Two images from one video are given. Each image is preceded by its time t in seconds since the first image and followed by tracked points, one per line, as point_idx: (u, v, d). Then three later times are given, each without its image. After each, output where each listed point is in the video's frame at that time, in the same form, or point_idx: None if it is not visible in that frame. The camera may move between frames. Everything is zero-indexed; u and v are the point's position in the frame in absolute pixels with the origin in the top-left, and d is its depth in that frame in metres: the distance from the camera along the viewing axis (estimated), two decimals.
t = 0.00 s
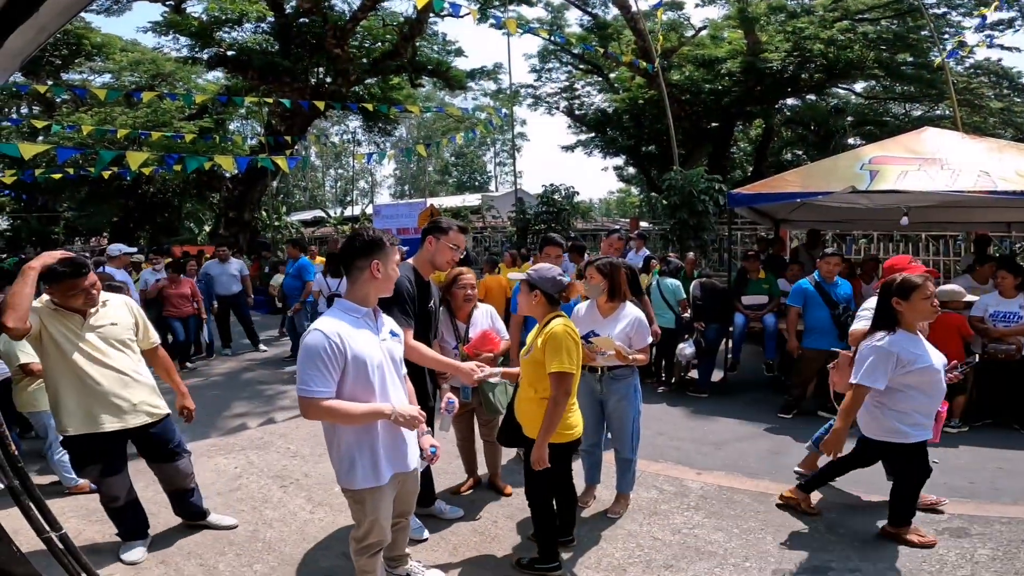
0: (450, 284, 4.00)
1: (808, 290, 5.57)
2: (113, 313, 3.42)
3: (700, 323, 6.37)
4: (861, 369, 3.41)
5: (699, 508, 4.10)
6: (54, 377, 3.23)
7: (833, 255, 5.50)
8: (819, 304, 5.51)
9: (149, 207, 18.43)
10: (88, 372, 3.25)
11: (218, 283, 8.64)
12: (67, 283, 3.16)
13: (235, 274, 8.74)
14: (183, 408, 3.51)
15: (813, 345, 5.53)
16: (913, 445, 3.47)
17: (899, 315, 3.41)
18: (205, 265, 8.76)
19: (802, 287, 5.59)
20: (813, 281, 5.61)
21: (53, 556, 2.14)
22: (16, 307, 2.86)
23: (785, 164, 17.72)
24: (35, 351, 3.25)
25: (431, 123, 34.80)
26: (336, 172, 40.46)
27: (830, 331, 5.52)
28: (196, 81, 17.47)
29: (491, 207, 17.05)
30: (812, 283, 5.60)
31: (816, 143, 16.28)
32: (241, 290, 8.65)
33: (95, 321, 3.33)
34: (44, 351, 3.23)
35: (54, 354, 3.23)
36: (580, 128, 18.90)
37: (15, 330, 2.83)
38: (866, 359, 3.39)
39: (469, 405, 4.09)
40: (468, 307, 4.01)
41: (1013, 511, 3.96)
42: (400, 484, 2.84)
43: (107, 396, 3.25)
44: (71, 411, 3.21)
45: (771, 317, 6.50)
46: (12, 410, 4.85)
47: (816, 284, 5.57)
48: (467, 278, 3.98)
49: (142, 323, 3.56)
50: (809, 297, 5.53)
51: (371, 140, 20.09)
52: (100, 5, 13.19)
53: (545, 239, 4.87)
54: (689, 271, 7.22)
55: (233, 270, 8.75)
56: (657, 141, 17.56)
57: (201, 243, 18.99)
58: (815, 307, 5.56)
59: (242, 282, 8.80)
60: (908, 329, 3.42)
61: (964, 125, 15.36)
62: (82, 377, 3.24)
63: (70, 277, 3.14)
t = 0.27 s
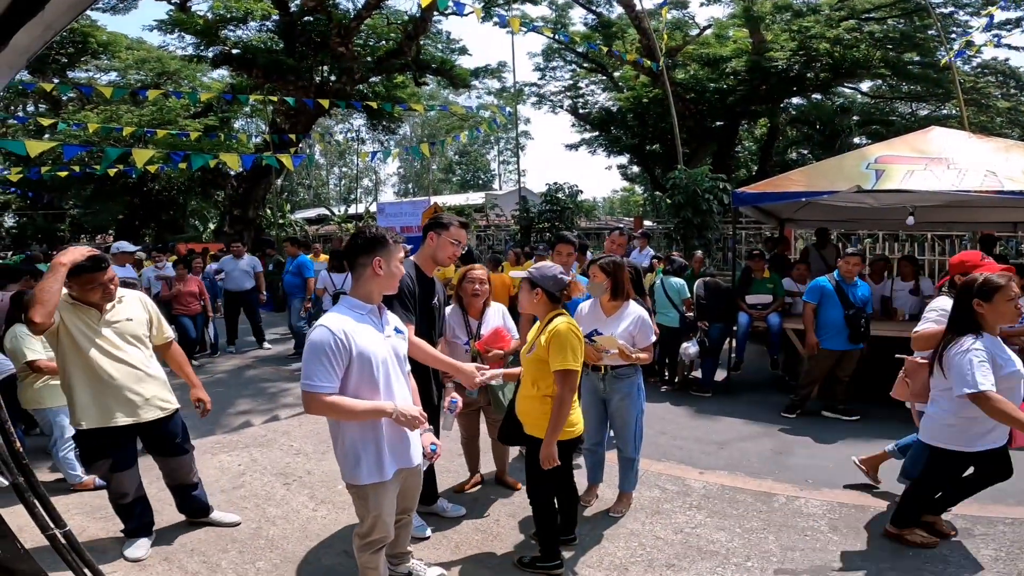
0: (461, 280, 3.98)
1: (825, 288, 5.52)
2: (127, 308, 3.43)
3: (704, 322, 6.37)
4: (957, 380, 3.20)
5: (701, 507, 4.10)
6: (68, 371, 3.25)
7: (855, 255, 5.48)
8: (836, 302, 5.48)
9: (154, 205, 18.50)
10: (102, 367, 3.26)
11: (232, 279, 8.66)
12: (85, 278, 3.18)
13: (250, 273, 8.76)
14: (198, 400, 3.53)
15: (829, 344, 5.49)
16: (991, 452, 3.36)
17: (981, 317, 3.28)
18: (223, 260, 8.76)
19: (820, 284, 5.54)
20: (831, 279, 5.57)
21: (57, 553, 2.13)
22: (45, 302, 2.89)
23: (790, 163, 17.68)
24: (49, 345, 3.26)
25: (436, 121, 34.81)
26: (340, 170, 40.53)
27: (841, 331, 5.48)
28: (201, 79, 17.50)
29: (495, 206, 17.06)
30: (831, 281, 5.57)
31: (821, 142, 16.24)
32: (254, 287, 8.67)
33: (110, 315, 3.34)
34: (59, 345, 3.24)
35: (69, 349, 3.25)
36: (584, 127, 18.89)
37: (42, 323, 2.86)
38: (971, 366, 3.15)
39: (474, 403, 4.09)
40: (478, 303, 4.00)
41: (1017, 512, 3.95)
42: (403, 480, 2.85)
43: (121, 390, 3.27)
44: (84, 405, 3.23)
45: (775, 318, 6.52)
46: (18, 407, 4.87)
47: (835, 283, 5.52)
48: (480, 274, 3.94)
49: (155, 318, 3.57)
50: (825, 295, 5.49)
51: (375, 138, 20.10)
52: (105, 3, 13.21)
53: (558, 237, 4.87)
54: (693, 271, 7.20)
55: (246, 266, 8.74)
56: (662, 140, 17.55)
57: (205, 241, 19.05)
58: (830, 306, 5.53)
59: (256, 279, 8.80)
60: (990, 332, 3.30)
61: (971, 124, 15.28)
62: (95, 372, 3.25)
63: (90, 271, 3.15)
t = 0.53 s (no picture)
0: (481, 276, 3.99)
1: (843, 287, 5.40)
2: (145, 305, 3.47)
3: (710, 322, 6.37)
4: None
5: (706, 507, 4.10)
6: (82, 365, 3.28)
7: (876, 257, 5.32)
8: (851, 301, 5.39)
9: (161, 203, 18.57)
10: (115, 363, 3.29)
11: (247, 275, 8.72)
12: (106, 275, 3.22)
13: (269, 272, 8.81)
14: (214, 398, 3.54)
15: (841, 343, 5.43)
16: None
17: None
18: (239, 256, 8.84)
19: (836, 284, 5.42)
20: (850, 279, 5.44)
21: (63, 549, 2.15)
22: (65, 300, 2.97)
23: (797, 163, 17.65)
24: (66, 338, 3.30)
25: (441, 119, 34.83)
26: (346, 168, 40.60)
27: (856, 331, 5.43)
28: (208, 77, 17.55)
29: (500, 204, 17.07)
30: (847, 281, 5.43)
31: (828, 141, 16.19)
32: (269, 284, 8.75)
33: (128, 311, 3.37)
34: (75, 338, 3.27)
35: (83, 344, 3.28)
36: (590, 126, 18.88)
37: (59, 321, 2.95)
38: None
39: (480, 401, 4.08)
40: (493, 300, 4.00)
41: None
42: (405, 476, 2.86)
43: (133, 386, 3.30)
44: (95, 399, 3.26)
45: (781, 317, 6.51)
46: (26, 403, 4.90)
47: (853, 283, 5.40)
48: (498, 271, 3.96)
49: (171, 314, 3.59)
50: (843, 294, 5.38)
51: (380, 136, 20.13)
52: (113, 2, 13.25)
53: (569, 235, 4.86)
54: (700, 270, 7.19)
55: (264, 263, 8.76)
56: (667, 139, 17.54)
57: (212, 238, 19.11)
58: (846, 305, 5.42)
59: (272, 275, 8.84)
60: None
61: (980, 124, 15.19)
62: (107, 368, 3.28)
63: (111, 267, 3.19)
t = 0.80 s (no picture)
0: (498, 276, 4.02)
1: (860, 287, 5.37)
2: (161, 302, 3.50)
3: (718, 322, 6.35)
4: None
5: (713, 506, 4.10)
6: (96, 360, 3.32)
7: (896, 258, 5.27)
8: (869, 302, 5.34)
9: (172, 201, 18.69)
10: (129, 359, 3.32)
11: (258, 272, 8.76)
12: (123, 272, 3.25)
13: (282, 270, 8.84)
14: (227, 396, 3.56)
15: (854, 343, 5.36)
16: None
17: None
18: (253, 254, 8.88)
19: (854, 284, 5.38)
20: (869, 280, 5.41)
21: (75, 546, 2.19)
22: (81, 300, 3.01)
23: (807, 162, 17.58)
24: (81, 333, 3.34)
25: (449, 118, 34.86)
26: (355, 167, 40.71)
27: (874, 331, 5.34)
28: (219, 76, 17.63)
29: (508, 203, 17.09)
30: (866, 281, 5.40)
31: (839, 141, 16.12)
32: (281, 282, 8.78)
33: (145, 308, 3.41)
34: (91, 334, 3.31)
35: (97, 339, 3.31)
36: (598, 124, 18.86)
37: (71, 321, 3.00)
38: None
39: (487, 399, 4.08)
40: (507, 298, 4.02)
41: None
42: (409, 473, 2.89)
43: (146, 382, 3.33)
44: (109, 394, 3.29)
45: (791, 317, 6.47)
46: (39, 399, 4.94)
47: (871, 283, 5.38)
48: (512, 270, 3.99)
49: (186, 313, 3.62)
50: (860, 294, 5.33)
51: (389, 135, 20.16)
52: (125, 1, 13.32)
53: (579, 235, 4.87)
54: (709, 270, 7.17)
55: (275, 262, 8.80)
56: (676, 138, 17.49)
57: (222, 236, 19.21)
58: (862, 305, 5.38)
59: (283, 274, 8.88)
60: None
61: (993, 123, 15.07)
62: (120, 364, 3.30)
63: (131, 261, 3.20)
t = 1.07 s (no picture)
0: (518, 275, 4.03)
1: (891, 290, 5.30)
2: (188, 299, 3.55)
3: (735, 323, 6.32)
4: None
5: (729, 507, 4.09)
6: (120, 352, 3.37)
7: (927, 260, 5.24)
8: (902, 306, 5.27)
9: (193, 197, 18.91)
10: (150, 352, 3.36)
11: (274, 269, 8.84)
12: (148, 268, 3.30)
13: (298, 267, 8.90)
14: (238, 396, 3.61)
15: (887, 346, 5.26)
16: None
17: None
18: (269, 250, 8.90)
19: (885, 288, 5.31)
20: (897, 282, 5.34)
21: (98, 539, 2.24)
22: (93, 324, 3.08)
23: (827, 161, 17.43)
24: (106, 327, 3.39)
25: (465, 116, 34.91)
26: (371, 165, 40.91)
27: (908, 335, 5.27)
28: (239, 74, 17.80)
29: (524, 201, 17.13)
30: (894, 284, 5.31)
31: (862, 139, 15.97)
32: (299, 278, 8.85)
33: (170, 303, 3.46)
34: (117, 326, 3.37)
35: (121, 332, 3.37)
36: (614, 122, 18.83)
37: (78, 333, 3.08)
38: None
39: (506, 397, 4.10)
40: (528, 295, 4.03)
41: None
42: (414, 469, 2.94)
43: (168, 376, 3.36)
44: (133, 387, 3.34)
45: (811, 317, 6.42)
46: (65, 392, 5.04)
47: (901, 285, 5.30)
48: (532, 269, 4.01)
49: (212, 311, 3.67)
50: (891, 297, 5.26)
51: (406, 133, 20.25)
52: None
53: (599, 234, 4.89)
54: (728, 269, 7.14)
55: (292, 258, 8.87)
56: (693, 136, 17.40)
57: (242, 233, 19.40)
58: (895, 309, 5.31)
59: (298, 270, 8.95)
60: None
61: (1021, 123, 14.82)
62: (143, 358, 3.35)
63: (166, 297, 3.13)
